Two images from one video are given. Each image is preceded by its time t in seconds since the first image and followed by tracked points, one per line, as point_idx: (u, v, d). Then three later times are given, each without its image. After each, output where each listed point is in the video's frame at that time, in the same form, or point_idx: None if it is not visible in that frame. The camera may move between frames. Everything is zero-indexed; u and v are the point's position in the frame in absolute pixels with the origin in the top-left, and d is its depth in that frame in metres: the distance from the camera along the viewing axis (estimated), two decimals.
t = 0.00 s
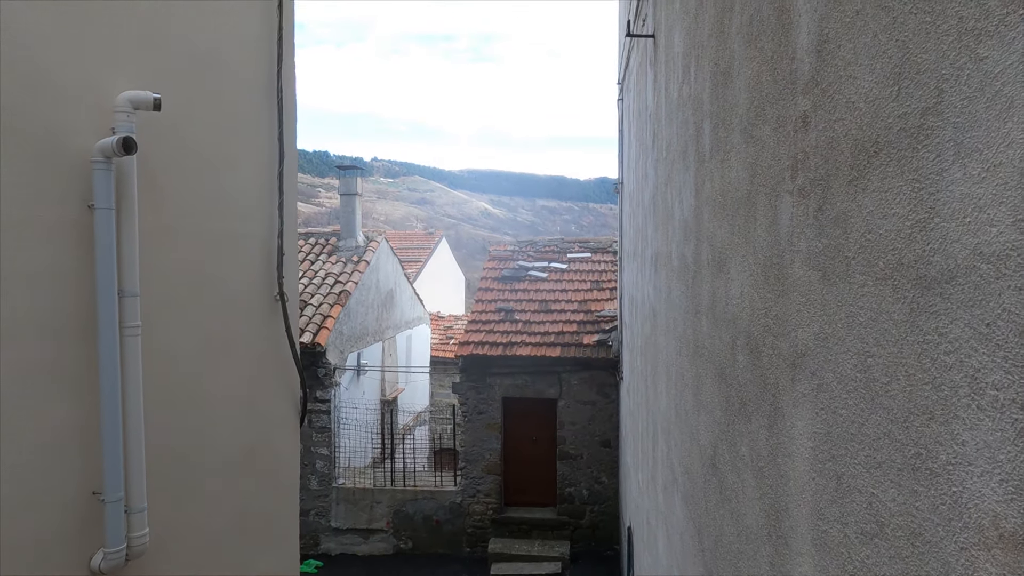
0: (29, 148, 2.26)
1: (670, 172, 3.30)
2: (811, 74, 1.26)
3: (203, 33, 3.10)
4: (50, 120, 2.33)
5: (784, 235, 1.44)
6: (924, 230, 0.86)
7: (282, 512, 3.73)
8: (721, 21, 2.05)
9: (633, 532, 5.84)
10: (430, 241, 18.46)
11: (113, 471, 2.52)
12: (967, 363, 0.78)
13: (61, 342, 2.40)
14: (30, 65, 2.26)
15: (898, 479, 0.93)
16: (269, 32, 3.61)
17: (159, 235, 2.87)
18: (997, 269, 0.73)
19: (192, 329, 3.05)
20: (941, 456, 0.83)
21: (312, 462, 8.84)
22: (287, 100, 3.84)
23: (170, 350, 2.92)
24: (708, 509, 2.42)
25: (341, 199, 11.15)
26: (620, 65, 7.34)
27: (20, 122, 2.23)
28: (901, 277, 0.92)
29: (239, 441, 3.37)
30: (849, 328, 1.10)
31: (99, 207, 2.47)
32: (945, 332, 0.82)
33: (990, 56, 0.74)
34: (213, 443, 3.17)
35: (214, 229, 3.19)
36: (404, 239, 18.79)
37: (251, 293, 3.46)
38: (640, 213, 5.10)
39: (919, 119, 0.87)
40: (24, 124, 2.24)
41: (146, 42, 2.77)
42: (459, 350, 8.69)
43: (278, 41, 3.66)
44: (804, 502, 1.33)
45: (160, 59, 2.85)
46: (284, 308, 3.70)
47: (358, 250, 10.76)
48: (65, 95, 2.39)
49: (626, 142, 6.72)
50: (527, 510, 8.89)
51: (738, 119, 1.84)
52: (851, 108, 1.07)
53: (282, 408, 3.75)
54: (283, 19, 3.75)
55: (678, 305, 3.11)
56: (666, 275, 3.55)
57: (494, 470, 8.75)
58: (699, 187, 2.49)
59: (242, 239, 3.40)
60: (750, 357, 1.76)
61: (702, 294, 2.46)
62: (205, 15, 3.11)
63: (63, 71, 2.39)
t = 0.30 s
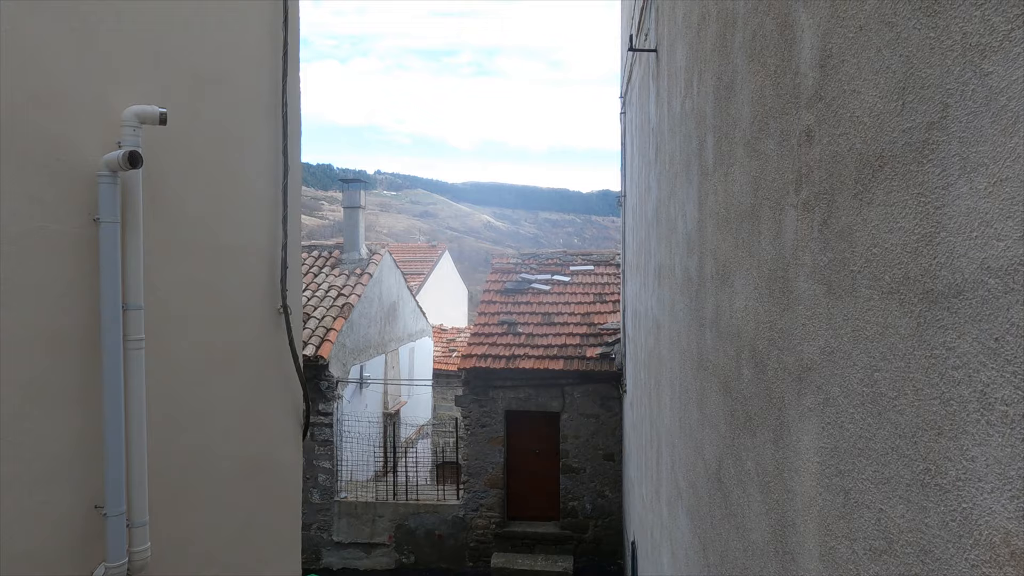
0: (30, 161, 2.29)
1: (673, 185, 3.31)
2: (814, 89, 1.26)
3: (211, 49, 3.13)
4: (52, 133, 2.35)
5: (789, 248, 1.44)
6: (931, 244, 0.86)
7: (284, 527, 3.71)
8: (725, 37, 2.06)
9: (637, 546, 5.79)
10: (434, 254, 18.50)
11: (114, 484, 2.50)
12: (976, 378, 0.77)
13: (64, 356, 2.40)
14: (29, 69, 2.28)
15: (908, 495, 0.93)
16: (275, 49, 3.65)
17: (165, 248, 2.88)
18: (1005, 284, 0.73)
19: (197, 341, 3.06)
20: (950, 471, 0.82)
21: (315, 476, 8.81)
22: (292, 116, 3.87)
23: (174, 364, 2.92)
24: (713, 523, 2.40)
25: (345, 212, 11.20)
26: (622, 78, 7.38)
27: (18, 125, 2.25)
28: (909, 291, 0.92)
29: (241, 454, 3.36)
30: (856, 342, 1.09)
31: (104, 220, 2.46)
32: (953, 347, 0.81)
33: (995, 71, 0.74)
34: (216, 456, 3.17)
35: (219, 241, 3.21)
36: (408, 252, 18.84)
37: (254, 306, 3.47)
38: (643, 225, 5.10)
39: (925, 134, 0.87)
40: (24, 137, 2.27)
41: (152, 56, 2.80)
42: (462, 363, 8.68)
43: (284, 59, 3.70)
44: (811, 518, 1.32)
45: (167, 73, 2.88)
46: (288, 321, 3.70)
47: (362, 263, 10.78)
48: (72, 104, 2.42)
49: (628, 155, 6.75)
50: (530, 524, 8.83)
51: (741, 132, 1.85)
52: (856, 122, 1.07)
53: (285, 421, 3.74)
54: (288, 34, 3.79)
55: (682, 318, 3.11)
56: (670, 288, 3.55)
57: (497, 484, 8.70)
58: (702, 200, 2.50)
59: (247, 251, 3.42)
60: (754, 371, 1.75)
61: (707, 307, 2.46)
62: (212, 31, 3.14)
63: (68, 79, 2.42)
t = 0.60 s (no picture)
0: (43, 173, 2.29)
1: (676, 195, 3.32)
2: (817, 100, 1.26)
3: (216, 62, 3.16)
4: (63, 145, 2.36)
5: (791, 259, 1.44)
6: (934, 256, 0.86)
7: (285, 539, 3.70)
8: (726, 49, 2.08)
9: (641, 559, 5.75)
10: (436, 264, 18.55)
11: (118, 495, 2.51)
12: (980, 390, 0.77)
13: (70, 366, 2.40)
14: (41, 80, 2.29)
15: (913, 508, 0.92)
16: (280, 62, 3.68)
17: (170, 258, 2.89)
18: (1008, 296, 0.73)
19: (200, 351, 3.06)
20: (956, 484, 0.82)
21: (317, 487, 8.78)
22: (296, 128, 3.90)
23: (179, 374, 2.92)
24: (717, 536, 2.39)
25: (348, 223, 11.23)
26: (625, 89, 7.42)
27: (19, 129, 2.20)
28: (911, 303, 0.92)
29: (244, 465, 3.36)
30: (859, 353, 1.09)
31: (110, 231, 2.49)
32: (957, 359, 0.81)
33: (995, 85, 0.75)
34: (219, 466, 3.16)
35: (223, 252, 3.22)
36: (410, 262, 18.88)
37: (258, 316, 3.48)
38: (646, 237, 5.11)
39: (926, 146, 0.87)
40: (37, 150, 2.27)
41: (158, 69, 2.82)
42: (465, 374, 8.66)
43: (289, 72, 3.73)
44: (817, 531, 1.31)
45: (174, 86, 2.90)
46: (291, 331, 3.71)
47: (365, 274, 10.80)
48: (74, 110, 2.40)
49: (631, 166, 6.77)
50: (533, 536, 8.78)
51: (745, 144, 1.85)
52: (858, 134, 1.08)
53: (288, 432, 3.74)
54: (293, 46, 3.82)
55: (685, 329, 3.11)
56: (672, 298, 3.55)
57: (500, 495, 8.66)
58: (705, 211, 2.50)
59: (250, 262, 3.43)
60: (759, 382, 1.75)
61: (709, 318, 2.46)
62: (218, 44, 3.16)
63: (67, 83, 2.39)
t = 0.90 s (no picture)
0: (47, 183, 2.31)
1: (679, 204, 3.32)
2: (820, 110, 1.27)
3: (223, 74, 3.18)
4: (67, 155, 2.38)
5: (796, 270, 1.44)
6: (939, 266, 0.86)
7: (289, 549, 3.69)
8: (729, 59, 2.09)
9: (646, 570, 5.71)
10: (440, 273, 18.58)
11: (122, 505, 2.50)
12: (986, 402, 0.77)
13: (74, 375, 2.41)
14: (45, 92, 2.31)
15: (920, 521, 0.92)
16: (286, 72, 3.71)
17: (176, 268, 2.90)
18: (1013, 307, 0.73)
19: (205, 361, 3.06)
20: (962, 496, 0.82)
21: (321, 497, 8.77)
22: (301, 138, 3.91)
23: (183, 384, 2.93)
24: (723, 545, 2.38)
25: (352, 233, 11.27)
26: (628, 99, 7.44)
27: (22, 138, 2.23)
28: (917, 313, 0.92)
29: (248, 474, 3.35)
30: (865, 364, 1.09)
31: (115, 241, 2.50)
32: (963, 370, 0.81)
33: (998, 96, 0.75)
34: (222, 476, 3.16)
35: (229, 262, 3.23)
36: (414, 271, 18.92)
37: (262, 326, 3.48)
38: (651, 246, 5.12)
39: (930, 157, 0.88)
40: (41, 161, 2.29)
41: (165, 80, 2.85)
42: (469, 383, 8.66)
43: (294, 82, 3.76)
44: (823, 544, 1.31)
45: (180, 97, 2.92)
46: (296, 341, 3.72)
47: (369, 283, 10.82)
48: (79, 119, 2.43)
49: (635, 176, 6.77)
50: (538, 547, 8.74)
51: (748, 154, 1.85)
52: (862, 146, 1.08)
53: (292, 441, 3.74)
54: (299, 57, 3.85)
55: (690, 338, 3.11)
56: (677, 307, 3.55)
57: (504, 505, 8.63)
58: (709, 221, 2.50)
59: (255, 272, 3.44)
60: (763, 393, 1.75)
61: (714, 327, 2.46)
62: (224, 55, 3.19)
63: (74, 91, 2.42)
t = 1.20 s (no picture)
0: (57, 193, 2.32)
1: (685, 212, 3.32)
2: (827, 119, 1.27)
3: (229, 83, 3.20)
4: (77, 165, 2.39)
5: (803, 279, 1.44)
6: (948, 275, 0.86)
7: (293, 558, 3.68)
8: (735, 68, 2.09)
9: None
10: (445, 281, 18.59)
11: (127, 513, 2.50)
12: (997, 413, 0.76)
13: (81, 384, 2.42)
14: (57, 102, 2.32)
15: (931, 531, 0.91)
16: (291, 83, 3.73)
17: (182, 276, 2.91)
18: None
19: (211, 370, 3.07)
20: (974, 508, 0.81)
21: (325, 505, 8.75)
22: (307, 147, 3.93)
23: (189, 391, 2.93)
24: (730, 555, 2.36)
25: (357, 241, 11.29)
26: (633, 108, 7.45)
27: (34, 149, 2.24)
28: (926, 322, 0.91)
29: (252, 483, 3.35)
30: (873, 373, 1.08)
31: (123, 250, 2.51)
32: (975, 381, 0.80)
33: (1007, 106, 0.75)
34: (227, 485, 3.15)
35: (234, 270, 3.24)
36: (419, 278, 18.94)
37: (267, 334, 3.49)
38: (656, 254, 5.12)
39: (939, 166, 0.87)
40: (52, 171, 2.30)
41: (173, 89, 2.87)
42: (473, 391, 8.64)
43: (300, 92, 3.78)
44: (832, 555, 1.30)
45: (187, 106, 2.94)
46: (301, 349, 3.72)
47: (374, 290, 10.83)
48: (89, 128, 2.44)
49: (639, 183, 6.77)
50: (543, 556, 8.70)
51: (754, 163, 1.85)
52: (870, 155, 1.08)
53: (297, 450, 3.73)
54: (305, 67, 3.87)
55: (695, 346, 3.10)
56: (682, 316, 3.55)
57: (509, 514, 8.59)
58: (714, 229, 2.50)
59: (261, 280, 3.45)
60: (770, 402, 1.74)
61: (720, 335, 2.45)
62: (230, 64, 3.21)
63: (84, 101, 2.43)
